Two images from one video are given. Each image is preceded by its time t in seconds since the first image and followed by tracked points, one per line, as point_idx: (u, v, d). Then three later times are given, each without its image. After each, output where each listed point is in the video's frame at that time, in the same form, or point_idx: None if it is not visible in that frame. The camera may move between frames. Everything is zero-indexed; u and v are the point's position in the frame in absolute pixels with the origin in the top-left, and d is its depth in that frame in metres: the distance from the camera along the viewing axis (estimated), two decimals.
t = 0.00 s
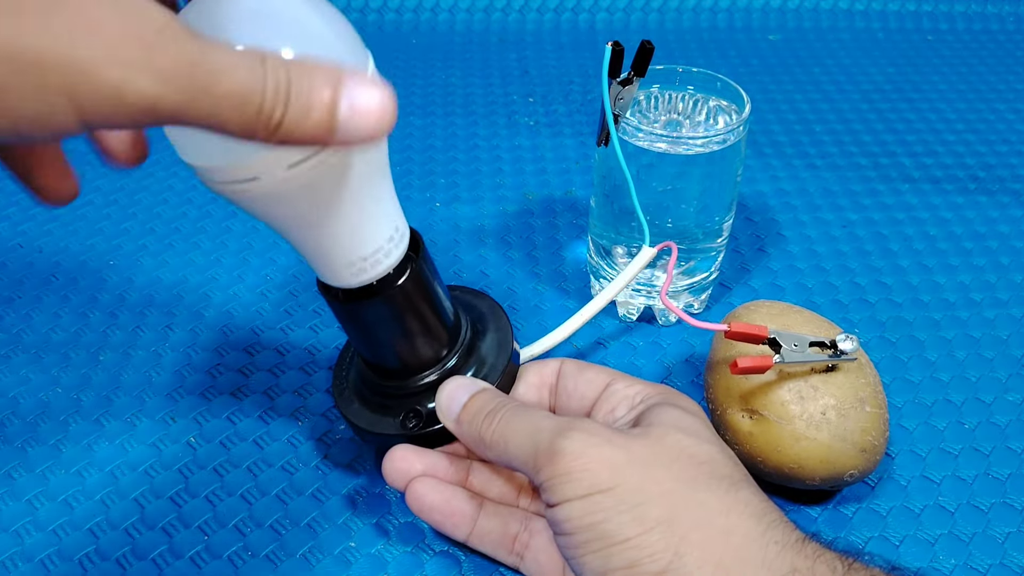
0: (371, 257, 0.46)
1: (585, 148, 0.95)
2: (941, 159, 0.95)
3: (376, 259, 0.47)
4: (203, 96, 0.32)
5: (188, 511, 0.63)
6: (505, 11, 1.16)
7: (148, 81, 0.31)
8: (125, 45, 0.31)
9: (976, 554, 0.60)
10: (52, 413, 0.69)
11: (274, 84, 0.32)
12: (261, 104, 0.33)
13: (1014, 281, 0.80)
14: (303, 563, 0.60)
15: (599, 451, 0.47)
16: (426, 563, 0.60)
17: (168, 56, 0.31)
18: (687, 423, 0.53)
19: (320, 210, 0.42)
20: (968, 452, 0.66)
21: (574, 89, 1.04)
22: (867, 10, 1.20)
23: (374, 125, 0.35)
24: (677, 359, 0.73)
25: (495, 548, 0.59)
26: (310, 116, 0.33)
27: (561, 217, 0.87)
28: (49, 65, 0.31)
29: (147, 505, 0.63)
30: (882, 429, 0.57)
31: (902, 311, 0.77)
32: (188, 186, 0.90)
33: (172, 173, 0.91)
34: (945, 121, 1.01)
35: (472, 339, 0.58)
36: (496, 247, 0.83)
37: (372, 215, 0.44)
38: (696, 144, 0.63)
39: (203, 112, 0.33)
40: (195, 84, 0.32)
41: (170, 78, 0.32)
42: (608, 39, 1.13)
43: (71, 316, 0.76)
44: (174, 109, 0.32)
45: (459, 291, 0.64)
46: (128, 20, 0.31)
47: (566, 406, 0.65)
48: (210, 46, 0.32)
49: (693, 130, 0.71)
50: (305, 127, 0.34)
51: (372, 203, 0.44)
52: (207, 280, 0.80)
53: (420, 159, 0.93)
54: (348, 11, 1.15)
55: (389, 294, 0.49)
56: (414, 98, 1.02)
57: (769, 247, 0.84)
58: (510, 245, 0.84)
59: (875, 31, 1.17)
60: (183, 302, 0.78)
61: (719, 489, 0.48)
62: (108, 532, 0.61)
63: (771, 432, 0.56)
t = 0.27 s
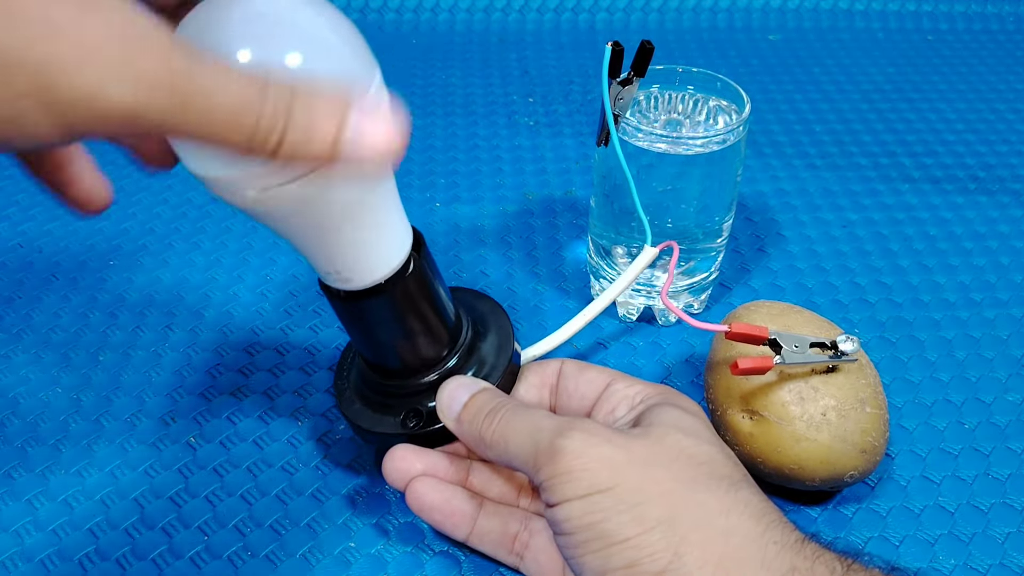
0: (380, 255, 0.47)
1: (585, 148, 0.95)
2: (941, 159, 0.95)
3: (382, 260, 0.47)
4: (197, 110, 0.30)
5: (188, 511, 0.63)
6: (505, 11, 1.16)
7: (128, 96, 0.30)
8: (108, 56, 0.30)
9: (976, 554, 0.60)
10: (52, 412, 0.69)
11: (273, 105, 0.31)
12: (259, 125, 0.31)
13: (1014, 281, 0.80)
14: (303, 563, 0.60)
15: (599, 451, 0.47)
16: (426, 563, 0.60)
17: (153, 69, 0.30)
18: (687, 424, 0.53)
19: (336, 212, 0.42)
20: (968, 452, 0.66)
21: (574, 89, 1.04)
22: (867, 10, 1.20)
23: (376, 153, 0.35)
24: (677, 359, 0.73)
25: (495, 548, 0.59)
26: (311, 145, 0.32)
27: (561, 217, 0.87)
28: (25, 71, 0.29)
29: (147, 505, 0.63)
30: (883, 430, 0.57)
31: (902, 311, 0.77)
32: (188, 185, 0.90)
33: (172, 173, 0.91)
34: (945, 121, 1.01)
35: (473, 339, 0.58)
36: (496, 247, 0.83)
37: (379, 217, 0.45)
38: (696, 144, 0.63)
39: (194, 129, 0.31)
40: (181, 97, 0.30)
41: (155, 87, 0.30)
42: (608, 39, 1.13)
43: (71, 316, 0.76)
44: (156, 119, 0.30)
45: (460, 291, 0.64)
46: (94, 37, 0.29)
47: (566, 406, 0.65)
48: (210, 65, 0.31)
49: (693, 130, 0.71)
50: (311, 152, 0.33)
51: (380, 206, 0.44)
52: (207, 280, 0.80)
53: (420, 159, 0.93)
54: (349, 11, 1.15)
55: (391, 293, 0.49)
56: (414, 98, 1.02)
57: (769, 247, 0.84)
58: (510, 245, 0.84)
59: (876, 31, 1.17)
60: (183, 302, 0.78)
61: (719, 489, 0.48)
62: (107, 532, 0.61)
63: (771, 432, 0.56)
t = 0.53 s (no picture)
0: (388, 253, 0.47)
1: (585, 148, 0.95)
2: (941, 159, 0.95)
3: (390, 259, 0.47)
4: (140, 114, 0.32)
5: (188, 511, 0.63)
6: (505, 11, 1.16)
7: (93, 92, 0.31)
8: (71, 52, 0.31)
9: (976, 554, 0.60)
10: (52, 412, 0.69)
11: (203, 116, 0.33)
12: (189, 139, 0.33)
13: (1014, 281, 0.80)
14: (303, 563, 0.60)
15: (598, 451, 0.47)
16: (426, 563, 0.60)
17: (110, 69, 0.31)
18: (687, 424, 0.53)
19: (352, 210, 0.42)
20: (969, 452, 0.66)
21: (574, 89, 1.04)
22: (867, 10, 1.20)
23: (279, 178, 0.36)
24: (677, 359, 0.73)
25: (496, 548, 0.59)
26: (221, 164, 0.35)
27: (561, 217, 0.87)
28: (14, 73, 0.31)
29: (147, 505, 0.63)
30: (883, 430, 0.57)
31: (902, 312, 0.77)
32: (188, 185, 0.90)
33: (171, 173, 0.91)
34: (945, 121, 1.01)
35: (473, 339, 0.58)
36: (496, 247, 0.83)
37: (388, 212, 0.45)
38: (696, 144, 0.63)
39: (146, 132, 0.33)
40: (136, 100, 0.32)
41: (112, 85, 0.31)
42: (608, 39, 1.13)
43: (71, 316, 0.76)
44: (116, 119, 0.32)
45: (460, 291, 0.64)
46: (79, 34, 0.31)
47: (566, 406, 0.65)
48: (166, 68, 0.33)
49: (693, 130, 0.71)
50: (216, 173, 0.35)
51: (388, 202, 0.45)
52: (207, 280, 0.80)
53: (420, 159, 0.93)
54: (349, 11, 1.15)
55: (390, 293, 0.49)
56: (414, 98, 1.02)
57: (769, 247, 0.84)
58: (510, 245, 0.84)
59: (875, 31, 1.17)
60: (183, 302, 0.78)
61: (718, 489, 0.48)
62: (107, 532, 0.61)
63: (771, 433, 0.56)
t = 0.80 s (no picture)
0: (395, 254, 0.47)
1: (585, 149, 0.95)
2: (941, 159, 0.95)
3: (397, 260, 0.47)
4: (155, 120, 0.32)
5: (188, 511, 0.63)
6: (505, 12, 1.16)
7: (104, 101, 0.30)
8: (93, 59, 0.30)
9: (976, 554, 0.60)
10: (51, 413, 0.69)
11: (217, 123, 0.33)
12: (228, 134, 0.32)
13: (1014, 281, 0.80)
14: (303, 563, 0.60)
15: (599, 450, 0.47)
16: (426, 564, 0.60)
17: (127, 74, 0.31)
18: (687, 423, 0.53)
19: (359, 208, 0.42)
20: (969, 452, 0.66)
21: (574, 89, 1.04)
22: (867, 10, 1.20)
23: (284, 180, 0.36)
24: (677, 359, 0.73)
25: (496, 548, 0.59)
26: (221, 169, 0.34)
27: (561, 218, 0.87)
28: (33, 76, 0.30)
29: (147, 505, 0.63)
30: (883, 430, 0.57)
31: (902, 311, 0.77)
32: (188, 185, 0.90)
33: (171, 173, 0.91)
34: (945, 121, 1.01)
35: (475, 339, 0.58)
36: (496, 247, 0.83)
37: (398, 210, 0.45)
38: (696, 144, 0.63)
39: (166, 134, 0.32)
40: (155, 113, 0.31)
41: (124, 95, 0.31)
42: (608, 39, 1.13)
43: (71, 316, 0.76)
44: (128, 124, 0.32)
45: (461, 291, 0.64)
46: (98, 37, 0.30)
47: (567, 407, 0.65)
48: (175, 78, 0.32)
49: (693, 130, 0.71)
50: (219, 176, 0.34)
51: (395, 205, 0.45)
52: (207, 280, 0.80)
53: (420, 159, 0.93)
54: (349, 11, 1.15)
55: (392, 293, 0.49)
56: (414, 98, 1.02)
57: (769, 247, 0.84)
58: (510, 245, 0.84)
59: (875, 31, 1.17)
60: (183, 302, 0.78)
61: (718, 489, 0.48)
62: (107, 533, 0.61)
63: (771, 433, 0.56)
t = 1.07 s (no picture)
0: (392, 254, 0.47)
1: (585, 148, 0.95)
2: (941, 159, 0.95)
3: (395, 261, 0.47)
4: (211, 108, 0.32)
5: (188, 511, 0.63)
6: (505, 12, 1.16)
7: (159, 97, 0.31)
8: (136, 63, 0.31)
9: (977, 554, 0.60)
10: (52, 413, 0.69)
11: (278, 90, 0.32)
12: (267, 115, 0.32)
13: (1014, 281, 0.80)
14: (303, 563, 0.60)
15: (598, 451, 0.47)
16: (426, 564, 0.60)
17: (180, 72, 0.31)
18: (686, 424, 0.53)
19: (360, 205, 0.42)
20: (969, 452, 0.66)
21: (574, 89, 1.04)
22: (867, 10, 1.20)
23: (372, 128, 0.35)
24: (677, 359, 0.73)
25: (496, 548, 0.59)
26: (309, 128, 0.33)
27: (561, 218, 0.87)
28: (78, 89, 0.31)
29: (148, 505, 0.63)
30: (883, 431, 0.57)
31: (903, 311, 0.77)
32: (188, 185, 0.90)
33: (171, 173, 0.91)
34: (945, 121, 1.01)
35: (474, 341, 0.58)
36: (496, 247, 0.83)
37: (392, 210, 0.45)
38: (696, 144, 0.63)
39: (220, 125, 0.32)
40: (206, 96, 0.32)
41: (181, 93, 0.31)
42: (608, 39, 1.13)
43: (71, 317, 0.76)
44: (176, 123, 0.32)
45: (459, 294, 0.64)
46: (147, 38, 0.31)
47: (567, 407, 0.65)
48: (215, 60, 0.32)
49: (693, 130, 0.71)
50: (304, 138, 0.34)
51: (390, 205, 0.44)
52: (207, 280, 0.80)
53: (420, 159, 0.93)
54: (349, 11, 1.15)
55: (391, 295, 0.49)
56: (414, 97, 1.02)
57: (769, 247, 0.84)
58: (510, 245, 0.84)
59: (875, 31, 1.17)
60: (183, 302, 0.78)
61: (718, 489, 0.48)
62: (107, 533, 0.61)
63: (771, 433, 0.56)
